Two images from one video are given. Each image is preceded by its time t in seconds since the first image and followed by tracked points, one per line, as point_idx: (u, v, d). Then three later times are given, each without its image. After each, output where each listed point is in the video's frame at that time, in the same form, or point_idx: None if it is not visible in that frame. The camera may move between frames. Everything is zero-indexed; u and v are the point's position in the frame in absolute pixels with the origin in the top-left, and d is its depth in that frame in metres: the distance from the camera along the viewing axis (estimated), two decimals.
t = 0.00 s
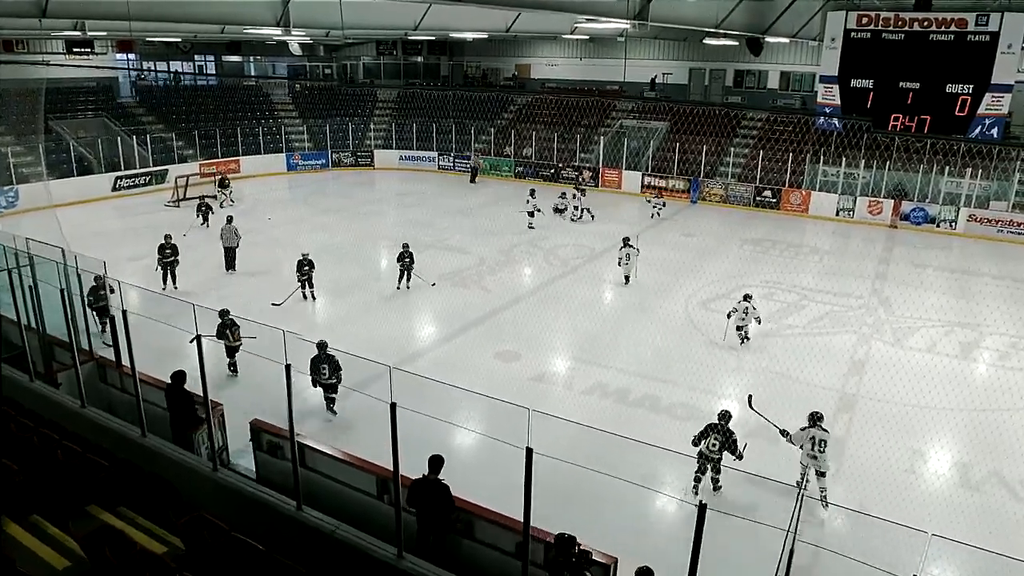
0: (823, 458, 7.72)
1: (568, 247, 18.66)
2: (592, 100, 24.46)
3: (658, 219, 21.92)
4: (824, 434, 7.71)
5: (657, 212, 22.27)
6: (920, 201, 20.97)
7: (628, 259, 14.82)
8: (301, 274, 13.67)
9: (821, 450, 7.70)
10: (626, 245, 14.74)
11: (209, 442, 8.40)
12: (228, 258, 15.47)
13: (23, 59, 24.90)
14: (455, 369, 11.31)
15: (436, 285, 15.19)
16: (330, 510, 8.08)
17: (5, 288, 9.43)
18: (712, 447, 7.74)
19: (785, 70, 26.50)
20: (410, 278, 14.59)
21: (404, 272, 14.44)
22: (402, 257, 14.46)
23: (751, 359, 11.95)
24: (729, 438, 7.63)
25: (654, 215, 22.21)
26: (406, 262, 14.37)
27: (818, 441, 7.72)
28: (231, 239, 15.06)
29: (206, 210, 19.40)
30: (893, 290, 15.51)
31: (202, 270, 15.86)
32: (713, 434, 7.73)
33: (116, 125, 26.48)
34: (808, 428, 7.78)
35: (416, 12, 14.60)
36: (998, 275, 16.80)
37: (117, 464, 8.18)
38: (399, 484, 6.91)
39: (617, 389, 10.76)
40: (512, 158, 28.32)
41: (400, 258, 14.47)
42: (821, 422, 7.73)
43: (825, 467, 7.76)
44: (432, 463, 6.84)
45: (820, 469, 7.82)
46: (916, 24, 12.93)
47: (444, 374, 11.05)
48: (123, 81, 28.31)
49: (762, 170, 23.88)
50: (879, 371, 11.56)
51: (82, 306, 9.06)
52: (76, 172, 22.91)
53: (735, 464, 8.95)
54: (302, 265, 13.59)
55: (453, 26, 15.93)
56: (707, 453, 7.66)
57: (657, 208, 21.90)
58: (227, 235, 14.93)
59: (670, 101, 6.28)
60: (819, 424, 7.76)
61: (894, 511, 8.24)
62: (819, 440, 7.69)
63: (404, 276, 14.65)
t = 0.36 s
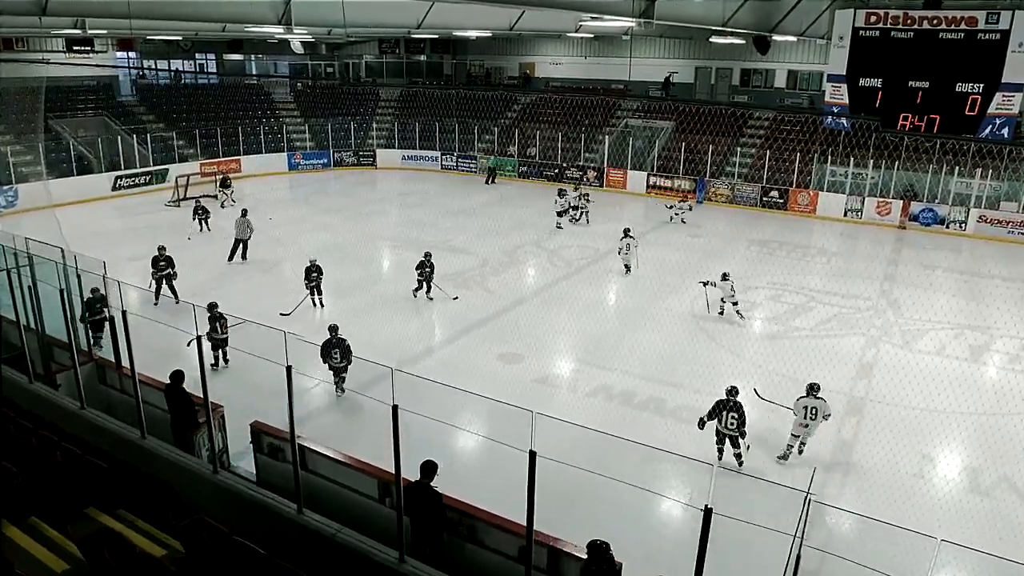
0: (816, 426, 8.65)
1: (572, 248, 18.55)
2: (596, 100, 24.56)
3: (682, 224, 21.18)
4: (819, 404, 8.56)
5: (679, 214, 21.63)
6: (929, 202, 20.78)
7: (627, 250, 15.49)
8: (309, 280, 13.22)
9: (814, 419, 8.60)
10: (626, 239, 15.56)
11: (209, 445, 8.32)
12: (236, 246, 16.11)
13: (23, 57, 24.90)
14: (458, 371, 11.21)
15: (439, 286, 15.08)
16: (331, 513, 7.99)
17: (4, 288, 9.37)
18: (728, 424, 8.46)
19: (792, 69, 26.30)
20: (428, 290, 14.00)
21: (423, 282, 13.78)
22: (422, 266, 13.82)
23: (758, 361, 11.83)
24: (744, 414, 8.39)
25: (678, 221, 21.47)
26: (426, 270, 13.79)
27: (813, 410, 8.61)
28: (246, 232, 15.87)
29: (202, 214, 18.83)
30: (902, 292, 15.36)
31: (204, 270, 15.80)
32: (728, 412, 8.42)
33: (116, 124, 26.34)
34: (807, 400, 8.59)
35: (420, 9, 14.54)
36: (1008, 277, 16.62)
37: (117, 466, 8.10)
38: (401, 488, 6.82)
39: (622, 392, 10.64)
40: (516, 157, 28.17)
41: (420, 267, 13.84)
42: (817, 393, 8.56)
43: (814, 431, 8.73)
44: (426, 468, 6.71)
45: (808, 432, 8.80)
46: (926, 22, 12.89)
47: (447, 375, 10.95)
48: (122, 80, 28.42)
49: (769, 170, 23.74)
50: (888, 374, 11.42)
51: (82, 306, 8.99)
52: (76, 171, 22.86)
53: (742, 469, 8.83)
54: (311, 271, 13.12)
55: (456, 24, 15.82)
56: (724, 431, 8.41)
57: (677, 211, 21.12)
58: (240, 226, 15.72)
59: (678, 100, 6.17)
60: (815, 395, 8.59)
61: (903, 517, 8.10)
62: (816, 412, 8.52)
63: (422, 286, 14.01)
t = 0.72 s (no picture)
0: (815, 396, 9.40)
1: (575, 248, 18.46)
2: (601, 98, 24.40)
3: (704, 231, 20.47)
4: (817, 373, 9.33)
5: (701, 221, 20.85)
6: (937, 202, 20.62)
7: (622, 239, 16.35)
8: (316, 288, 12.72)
9: (813, 388, 9.37)
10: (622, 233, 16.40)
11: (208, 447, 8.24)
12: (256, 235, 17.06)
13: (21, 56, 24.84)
14: (460, 373, 11.13)
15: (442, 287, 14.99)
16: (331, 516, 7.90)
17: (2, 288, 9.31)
18: (730, 400, 9.24)
19: (798, 68, 26.12)
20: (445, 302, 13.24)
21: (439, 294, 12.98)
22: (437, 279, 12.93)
23: (764, 363, 11.72)
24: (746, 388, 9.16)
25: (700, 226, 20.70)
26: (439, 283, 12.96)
27: (811, 381, 9.38)
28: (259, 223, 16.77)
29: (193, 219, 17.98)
30: (910, 293, 15.23)
31: (204, 270, 15.74)
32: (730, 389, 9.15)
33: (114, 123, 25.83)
34: (805, 371, 9.36)
35: (419, 10, 14.44)
36: (1017, 279, 16.47)
37: (116, 469, 8.04)
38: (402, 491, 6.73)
39: (625, 394, 10.55)
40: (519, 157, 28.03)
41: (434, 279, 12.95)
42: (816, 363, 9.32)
43: (815, 401, 9.46)
44: (418, 473, 6.62)
45: (808, 402, 9.56)
46: (933, 20, 12.81)
47: (450, 377, 10.86)
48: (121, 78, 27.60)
49: (774, 170, 23.58)
50: (896, 376, 11.30)
51: (81, 306, 8.93)
52: (75, 170, 22.79)
53: (747, 473, 8.72)
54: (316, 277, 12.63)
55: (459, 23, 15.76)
56: (726, 407, 9.16)
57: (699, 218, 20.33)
58: (256, 218, 16.70)
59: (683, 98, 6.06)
60: (813, 367, 9.34)
61: (910, 521, 7.99)
62: (813, 382, 9.28)
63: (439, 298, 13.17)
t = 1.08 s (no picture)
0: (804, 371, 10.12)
1: (577, 249, 18.38)
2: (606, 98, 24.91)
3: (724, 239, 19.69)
4: (806, 349, 10.07)
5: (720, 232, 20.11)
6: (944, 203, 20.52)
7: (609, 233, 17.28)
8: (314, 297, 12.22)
9: (802, 363, 10.07)
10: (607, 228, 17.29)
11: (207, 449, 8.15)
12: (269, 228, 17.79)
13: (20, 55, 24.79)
14: (462, 375, 11.04)
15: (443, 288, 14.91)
16: (330, 518, 7.80)
17: None
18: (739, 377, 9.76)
19: (803, 66, 25.99)
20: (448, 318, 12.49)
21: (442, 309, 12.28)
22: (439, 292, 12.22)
23: (770, 365, 11.59)
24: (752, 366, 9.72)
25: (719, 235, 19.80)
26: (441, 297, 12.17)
27: (800, 356, 10.09)
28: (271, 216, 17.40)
29: (187, 224, 17.00)
30: (917, 295, 15.13)
31: (203, 270, 15.67)
32: (739, 368, 9.68)
33: (113, 122, 25.51)
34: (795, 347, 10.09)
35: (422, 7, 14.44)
36: None
37: (115, 471, 7.99)
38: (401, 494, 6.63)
39: (629, 396, 10.45)
40: (521, 156, 27.93)
41: (437, 293, 12.26)
42: (804, 340, 10.07)
43: (804, 375, 10.19)
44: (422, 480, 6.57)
45: (800, 375, 10.25)
46: (940, 18, 12.68)
47: (451, 379, 10.78)
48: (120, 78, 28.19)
49: (779, 169, 23.47)
50: (901, 378, 11.21)
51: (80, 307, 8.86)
52: (73, 169, 22.71)
53: (751, 476, 8.62)
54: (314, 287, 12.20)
55: (460, 22, 15.68)
56: (734, 383, 9.73)
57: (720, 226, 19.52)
58: (267, 210, 17.28)
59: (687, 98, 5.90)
60: (802, 343, 10.08)
61: (917, 526, 7.87)
62: (802, 356, 10.01)
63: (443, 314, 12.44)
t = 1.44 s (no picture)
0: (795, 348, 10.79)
1: (579, 249, 18.31)
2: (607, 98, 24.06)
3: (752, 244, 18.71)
4: (798, 330, 10.72)
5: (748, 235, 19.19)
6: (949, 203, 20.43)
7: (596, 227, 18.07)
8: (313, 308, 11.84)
9: (793, 343, 10.71)
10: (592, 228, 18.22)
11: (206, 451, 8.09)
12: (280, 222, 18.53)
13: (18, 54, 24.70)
14: (461, 377, 10.95)
15: (443, 289, 14.84)
16: (329, 521, 7.74)
17: None
18: (750, 357, 10.27)
19: (806, 66, 25.91)
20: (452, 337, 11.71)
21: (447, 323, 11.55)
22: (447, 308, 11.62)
23: (774, 368, 11.50)
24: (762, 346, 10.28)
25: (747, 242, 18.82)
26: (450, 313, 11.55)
27: (792, 336, 10.72)
28: (282, 208, 18.23)
29: (179, 228, 16.67)
30: (921, 296, 15.03)
31: (202, 271, 15.60)
32: (752, 347, 10.17)
33: (112, 121, 25.38)
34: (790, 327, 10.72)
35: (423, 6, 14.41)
36: None
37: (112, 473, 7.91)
38: (401, 496, 6.56)
39: (631, 398, 10.37)
40: (523, 156, 27.85)
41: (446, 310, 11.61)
42: (798, 321, 10.71)
43: (792, 353, 10.88)
44: (438, 490, 6.49)
45: (789, 355, 10.88)
46: (945, 18, 12.57)
47: (451, 381, 10.72)
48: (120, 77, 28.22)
49: (783, 170, 23.40)
50: (906, 380, 11.13)
51: (78, 308, 8.79)
52: (72, 169, 22.64)
53: (754, 479, 8.54)
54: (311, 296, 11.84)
55: (461, 21, 15.60)
56: (747, 363, 10.20)
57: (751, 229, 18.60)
58: (279, 204, 18.10)
59: (692, 98, 5.82)
60: (795, 324, 10.74)
61: (922, 529, 7.79)
62: (796, 336, 10.65)
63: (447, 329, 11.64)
